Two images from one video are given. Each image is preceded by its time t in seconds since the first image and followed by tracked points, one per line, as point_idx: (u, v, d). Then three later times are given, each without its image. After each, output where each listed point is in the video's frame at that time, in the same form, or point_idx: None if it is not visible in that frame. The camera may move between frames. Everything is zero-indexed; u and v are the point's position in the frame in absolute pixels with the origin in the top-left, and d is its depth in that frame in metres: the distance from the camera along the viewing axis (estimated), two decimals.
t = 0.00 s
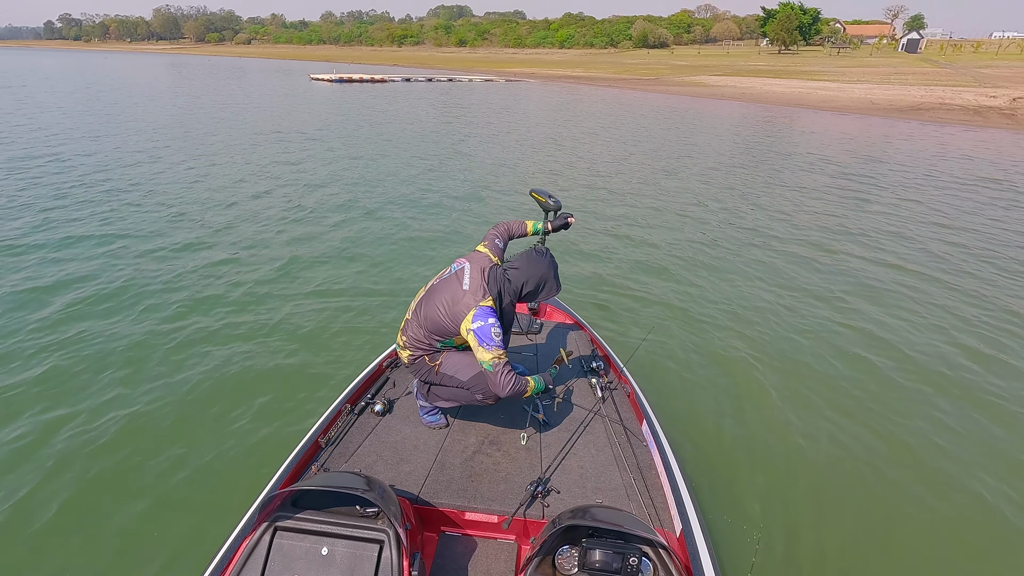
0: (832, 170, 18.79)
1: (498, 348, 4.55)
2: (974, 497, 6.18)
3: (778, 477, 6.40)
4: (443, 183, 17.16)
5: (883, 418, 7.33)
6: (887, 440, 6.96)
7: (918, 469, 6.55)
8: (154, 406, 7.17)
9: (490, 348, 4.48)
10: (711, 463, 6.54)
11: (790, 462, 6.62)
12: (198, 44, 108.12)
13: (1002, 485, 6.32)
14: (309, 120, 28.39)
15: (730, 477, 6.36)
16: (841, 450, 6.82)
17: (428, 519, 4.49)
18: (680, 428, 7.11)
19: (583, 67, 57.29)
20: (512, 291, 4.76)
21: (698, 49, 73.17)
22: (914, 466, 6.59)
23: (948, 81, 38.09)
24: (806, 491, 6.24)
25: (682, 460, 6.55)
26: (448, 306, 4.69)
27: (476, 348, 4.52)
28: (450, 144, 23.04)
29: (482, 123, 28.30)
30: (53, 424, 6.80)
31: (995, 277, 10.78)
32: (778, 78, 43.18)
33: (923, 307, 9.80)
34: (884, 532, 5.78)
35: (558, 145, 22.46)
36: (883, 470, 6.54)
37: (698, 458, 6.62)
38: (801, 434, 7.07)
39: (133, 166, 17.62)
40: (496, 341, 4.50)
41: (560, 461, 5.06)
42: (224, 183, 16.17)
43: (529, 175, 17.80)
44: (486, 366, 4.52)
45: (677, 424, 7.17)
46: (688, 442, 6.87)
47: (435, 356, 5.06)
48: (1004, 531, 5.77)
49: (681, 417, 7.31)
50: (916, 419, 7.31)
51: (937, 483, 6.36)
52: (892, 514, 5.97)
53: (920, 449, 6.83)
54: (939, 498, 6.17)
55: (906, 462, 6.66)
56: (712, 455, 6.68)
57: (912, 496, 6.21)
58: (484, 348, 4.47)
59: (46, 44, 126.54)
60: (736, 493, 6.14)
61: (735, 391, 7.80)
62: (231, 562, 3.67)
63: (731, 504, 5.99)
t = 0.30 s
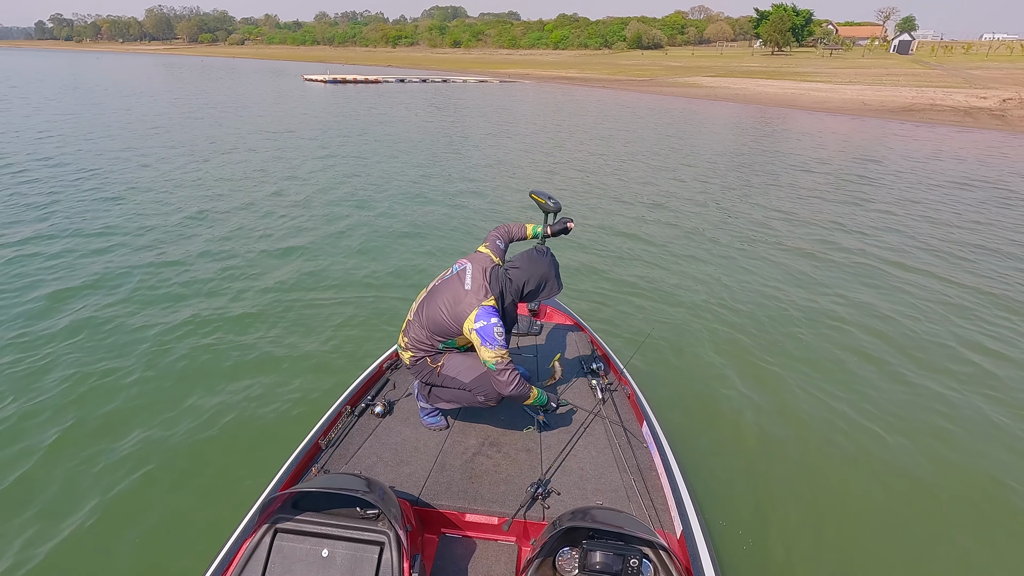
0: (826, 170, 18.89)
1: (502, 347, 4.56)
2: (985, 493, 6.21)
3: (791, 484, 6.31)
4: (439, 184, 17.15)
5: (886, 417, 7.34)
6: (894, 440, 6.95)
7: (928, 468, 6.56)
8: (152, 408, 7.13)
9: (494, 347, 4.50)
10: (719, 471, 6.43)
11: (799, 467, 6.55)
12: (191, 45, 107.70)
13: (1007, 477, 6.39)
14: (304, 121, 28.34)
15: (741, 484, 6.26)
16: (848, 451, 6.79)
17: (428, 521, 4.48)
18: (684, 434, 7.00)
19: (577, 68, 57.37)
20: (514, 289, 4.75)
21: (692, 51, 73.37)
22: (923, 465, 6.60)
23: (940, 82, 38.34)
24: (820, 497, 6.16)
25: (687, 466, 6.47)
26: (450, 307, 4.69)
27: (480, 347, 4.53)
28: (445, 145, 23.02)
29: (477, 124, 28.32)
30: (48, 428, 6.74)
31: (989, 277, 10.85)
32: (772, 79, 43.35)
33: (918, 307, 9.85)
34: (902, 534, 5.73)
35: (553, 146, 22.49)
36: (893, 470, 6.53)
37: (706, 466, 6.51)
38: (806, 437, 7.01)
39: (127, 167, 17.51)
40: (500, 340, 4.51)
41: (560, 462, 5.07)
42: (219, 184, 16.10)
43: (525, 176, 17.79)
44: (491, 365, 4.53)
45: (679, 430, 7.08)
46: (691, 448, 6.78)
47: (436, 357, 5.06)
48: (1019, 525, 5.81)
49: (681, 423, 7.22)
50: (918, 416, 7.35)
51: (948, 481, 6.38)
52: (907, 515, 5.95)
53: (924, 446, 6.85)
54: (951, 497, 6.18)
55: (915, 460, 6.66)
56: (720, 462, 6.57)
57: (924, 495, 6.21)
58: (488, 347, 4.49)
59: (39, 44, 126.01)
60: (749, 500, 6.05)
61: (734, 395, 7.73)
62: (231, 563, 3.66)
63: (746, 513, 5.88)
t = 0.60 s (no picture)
0: (820, 171, 18.99)
1: (507, 348, 4.56)
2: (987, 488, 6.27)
3: (798, 490, 6.23)
4: (434, 184, 17.14)
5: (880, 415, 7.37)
6: (890, 438, 6.98)
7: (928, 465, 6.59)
8: (147, 411, 7.09)
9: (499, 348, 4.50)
10: (723, 479, 6.34)
11: (803, 472, 6.48)
12: (184, 46, 107.27)
13: (1004, 471, 6.48)
14: (299, 121, 28.29)
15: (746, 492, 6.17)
16: (848, 453, 6.77)
17: (427, 522, 4.47)
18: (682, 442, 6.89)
19: (572, 69, 57.49)
20: (515, 291, 4.70)
21: (686, 52, 73.66)
22: (923, 463, 6.63)
23: (932, 83, 38.61)
24: (828, 502, 6.10)
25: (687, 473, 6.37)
26: (451, 309, 4.68)
27: (485, 349, 4.53)
28: (440, 146, 22.98)
29: (472, 124, 28.35)
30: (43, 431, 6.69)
31: (982, 276, 10.93)
32: (765, 80, 43.60)
33: (913, 307, 9.92)
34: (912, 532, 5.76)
35: (548, 146, 22.53)
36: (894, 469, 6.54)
37: (708, 475, 6.40)
38: (804, 440, 6.96)
39: (120, 167, 17.39)
40: (505, 341, 4.51)
41: (560, 462, 5.07)
42: (213, 185, 16.01)
43: (520, 176, 17.81)
44: (497, 365, 4.53)
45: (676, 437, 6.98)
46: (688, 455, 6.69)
47: (436, 358, 5.05)
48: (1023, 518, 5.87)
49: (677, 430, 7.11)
50: (910, 412, 7.41)
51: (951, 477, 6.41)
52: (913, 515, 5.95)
53: (922, 444, 6.89)
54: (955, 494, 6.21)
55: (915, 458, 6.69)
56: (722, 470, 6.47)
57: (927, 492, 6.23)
58: (493, 348, 4.49)
59: (30, 44, 125.21)
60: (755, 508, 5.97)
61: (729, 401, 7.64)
62: (230, 564, 3.65)
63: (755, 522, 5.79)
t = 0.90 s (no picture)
0: (814, 171, 19.09)
1: (507, 350, 4.57)
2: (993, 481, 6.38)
3: (809, 497, 6.14)
4: (431, 185, 17.15)
5: (878, 414, 7.44)
6: (892, 437, 7.04)
7: (932, 461, 6.66)
8: (145, 411, 7.06)
9: (501, 351, 4.51)
10: (731, 486, 6.22)
11: (810, 478, 6.41)
12: (178, 46, 106.94)
13: (1005, 462, 6.63)
14: (295, 121, 28.26)
15: (757, 500, 6.06)
16: (851, 454, 6.76)
17: (428, 522, 4.46)
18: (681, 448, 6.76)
19: (567, 70, 57.65)
20: (514, 292, 4.70)
21: (680, 53, 73.93)
22: (927, 459, 6.70)
23: (924, 85, 38.87)
24: (840, 507, 6.04)
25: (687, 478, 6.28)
26: (450, 310, 4.68)
27: (486, 351, 4.53)
28: (437, 147, 22.98)
29: (468, 125, 28.41)
30: (39, 433, 6.65)
31: (976, 276, 11.01)
32: (759, 81, 43.86)
33: (908, 306, 9.97)
34: (918, 522, 5.88)
35: (544, 147, 22.58)
36: (899, 468, 6.57)
37: (713, 482, 6.28)
38: (805, 443, 6.93)
39: (115, 168, 17.31)
40: (505, 344, 4.52)
41: (560, 462, 5.07)
42: (209, 186, 15.96)
43: (517, 177, 17.85)
44: (497, 368, 4.53)
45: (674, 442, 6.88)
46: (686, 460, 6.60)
47: (435, 359, 5.05)
48: None
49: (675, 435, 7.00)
50: (910, 410, 7.49)
51: (957, 473, 6.49)
52: (924, 515, 5.96)
53: (924, 437, 7.03)
54: (962, 491, 6.27)
55: (918, 454, 6.77)
56: (728, 478, 6.35)
57: (935, 491, 6.27)
58: (495, 351, 4.50)
59: (21, 44, 124.43)
60: (767, 516, 5.87)
61: (723, 406, 7.56)
62: (230, 565, 3.63)
63: (768, 532, 5.68)
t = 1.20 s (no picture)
0: (810, 171, 19.16)
1: (507, 351, 4.57)
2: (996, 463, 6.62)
3: (828, 499, 6.14)
4: (427, 185, 17.17)
5: (875, 406, 7.56)
6: (893, 428, 7.18)
7: (934, 448, 6.84)
8: (145, 412, 7.06)
9: (500, 351, 4.51)
10: (747, 492, 6.17)
11: (823, 478, 6.42)
12: (171, 46, 106.53)
13: (1005, 447, 6.84)
14: (291, 122, 28.22)
15: (777, 504, 6.03)
16: (857, 450, 6.83)
17: (428, 521, 4.47)
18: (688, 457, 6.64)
19: (562, 70, 57.77)
20: (515, 290, 4.77)
21: (675, 53, 74.18)
22: (932, 447, 6.86)
23: (917, 85, 39.12)
24: (859, 506, 6.08)
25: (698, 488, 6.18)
26: (451, 310, 4.69)
27: (486, 351, 4.52)
28: (433, 147, 22.95)
29: (464, 125, 28.44)
30: (36, 434, 6.62)
31: (969, 275, 11.10)
32: (753, 81, 44.06)
33: (904, 306, 10.02)
34: (928, 508, 6.05)
35: (540, 147, 22.62)
36: (906, 459, 6.70)
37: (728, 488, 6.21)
38: (809, 442, 6.95)
39: (111, 169, 17.25)
40: (505, 344, 4.51)
41: (561, 462, 5.08)
42: (205, 186, 15.92)
43: (513, 177, 17.88)
44: (496, 368, 4.52)
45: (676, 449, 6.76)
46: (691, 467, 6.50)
47: (435, 359, 5.06)
48: None
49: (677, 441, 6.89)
50: (902, 400, 7.68)
51: (962, 458, 6.69)
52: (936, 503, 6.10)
53: (926, 424, 7.23)
54: (968, 475, 6.48)
55: (922, 443, 6.93)
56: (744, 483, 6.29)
57: (942, 477, 6.44)
58: (494, 351, 4.50)
59: (12, 44, 123.67)
60: (790, 520, 5.85)
61: (722, 409, 7.49)
62: (231, 563, 3.64)
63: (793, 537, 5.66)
